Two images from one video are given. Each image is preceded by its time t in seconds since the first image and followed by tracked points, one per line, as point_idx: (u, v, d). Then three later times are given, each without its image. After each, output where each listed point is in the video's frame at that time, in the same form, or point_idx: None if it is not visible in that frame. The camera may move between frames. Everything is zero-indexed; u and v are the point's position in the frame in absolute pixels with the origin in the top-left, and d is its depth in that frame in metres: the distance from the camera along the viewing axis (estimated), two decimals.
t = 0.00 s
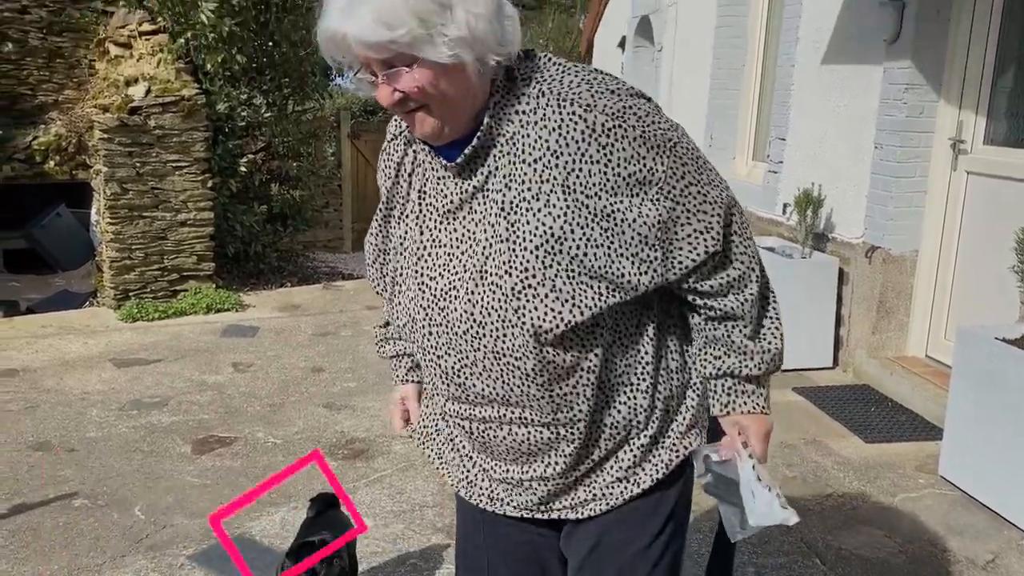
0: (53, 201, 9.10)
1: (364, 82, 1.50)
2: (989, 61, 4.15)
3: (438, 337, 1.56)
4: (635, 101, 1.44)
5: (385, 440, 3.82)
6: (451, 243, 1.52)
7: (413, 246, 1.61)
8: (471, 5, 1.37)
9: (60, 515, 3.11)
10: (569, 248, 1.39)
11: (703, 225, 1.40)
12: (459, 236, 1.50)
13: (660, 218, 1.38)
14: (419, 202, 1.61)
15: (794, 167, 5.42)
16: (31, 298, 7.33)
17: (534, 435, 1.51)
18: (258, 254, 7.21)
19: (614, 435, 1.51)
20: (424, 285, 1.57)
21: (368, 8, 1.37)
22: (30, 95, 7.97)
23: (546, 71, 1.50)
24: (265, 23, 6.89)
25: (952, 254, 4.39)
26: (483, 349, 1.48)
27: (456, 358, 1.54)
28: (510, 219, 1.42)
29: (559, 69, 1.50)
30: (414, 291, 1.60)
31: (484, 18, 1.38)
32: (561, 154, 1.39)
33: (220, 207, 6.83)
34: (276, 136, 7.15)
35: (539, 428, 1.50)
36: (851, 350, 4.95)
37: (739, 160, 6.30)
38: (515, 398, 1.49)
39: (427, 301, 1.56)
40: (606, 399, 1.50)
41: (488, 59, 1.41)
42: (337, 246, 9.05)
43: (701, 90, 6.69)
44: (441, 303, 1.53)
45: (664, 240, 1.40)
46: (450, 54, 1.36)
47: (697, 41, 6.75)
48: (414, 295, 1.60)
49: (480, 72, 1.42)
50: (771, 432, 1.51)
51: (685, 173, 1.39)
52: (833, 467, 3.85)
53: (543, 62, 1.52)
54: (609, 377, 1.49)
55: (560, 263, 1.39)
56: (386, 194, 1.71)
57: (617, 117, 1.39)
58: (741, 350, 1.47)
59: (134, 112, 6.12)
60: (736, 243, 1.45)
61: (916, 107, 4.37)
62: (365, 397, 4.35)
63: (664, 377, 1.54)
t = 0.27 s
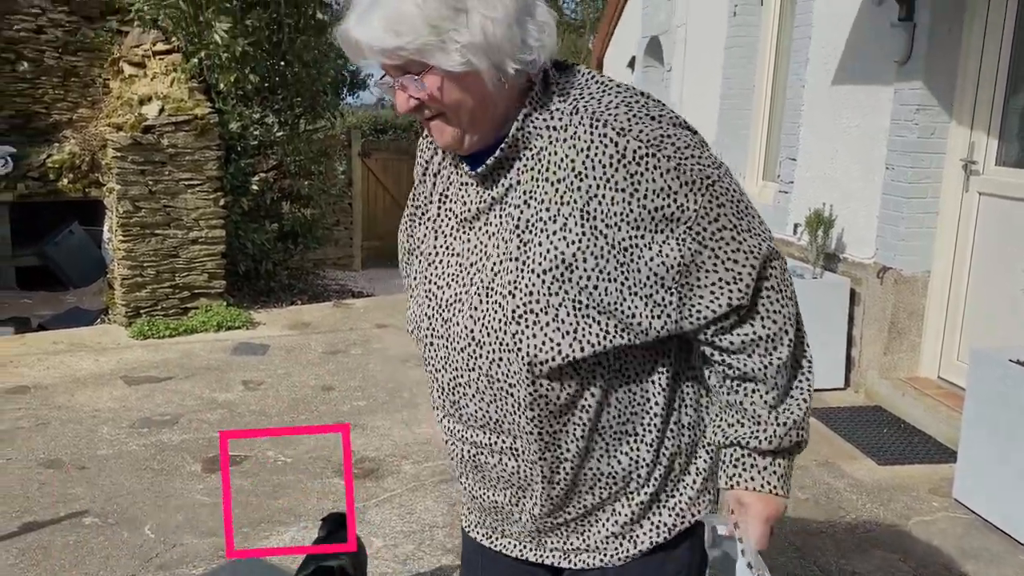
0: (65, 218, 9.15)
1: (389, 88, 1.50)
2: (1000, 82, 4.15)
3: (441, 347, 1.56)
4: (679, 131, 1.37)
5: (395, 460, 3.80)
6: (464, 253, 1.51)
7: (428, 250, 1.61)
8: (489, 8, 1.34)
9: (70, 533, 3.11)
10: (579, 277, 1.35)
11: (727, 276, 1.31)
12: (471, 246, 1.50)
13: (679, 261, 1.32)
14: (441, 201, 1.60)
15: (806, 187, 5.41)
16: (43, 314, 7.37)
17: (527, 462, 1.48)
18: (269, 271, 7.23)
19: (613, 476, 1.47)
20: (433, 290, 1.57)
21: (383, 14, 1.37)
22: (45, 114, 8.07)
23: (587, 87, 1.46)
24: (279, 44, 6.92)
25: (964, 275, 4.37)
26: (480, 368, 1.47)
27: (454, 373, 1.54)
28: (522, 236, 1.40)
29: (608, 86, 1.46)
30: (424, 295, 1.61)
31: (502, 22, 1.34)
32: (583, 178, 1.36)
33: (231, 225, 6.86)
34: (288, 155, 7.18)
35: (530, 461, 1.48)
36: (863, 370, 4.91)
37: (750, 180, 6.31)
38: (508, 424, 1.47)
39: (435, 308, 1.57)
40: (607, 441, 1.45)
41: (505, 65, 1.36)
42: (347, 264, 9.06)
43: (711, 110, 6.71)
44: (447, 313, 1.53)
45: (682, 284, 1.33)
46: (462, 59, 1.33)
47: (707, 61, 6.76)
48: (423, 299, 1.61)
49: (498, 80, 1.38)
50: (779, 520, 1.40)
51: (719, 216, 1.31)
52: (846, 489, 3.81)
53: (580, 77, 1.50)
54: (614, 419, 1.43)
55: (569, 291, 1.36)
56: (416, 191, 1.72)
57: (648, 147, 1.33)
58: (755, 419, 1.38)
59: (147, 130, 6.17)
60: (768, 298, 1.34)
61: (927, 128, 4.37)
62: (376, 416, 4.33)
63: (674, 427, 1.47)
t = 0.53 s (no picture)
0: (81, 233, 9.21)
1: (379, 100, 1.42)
2: (1016, 99, 4.13)
3: (430, 367, 1.50)
4: (665, 165, 1.18)
5: (408, 476, 3.79)
6: (451, 273, 1.43)
7: (428, 266, 1.54)
8: (464, 24, 1.22)
9: (84, 547, 3.11)
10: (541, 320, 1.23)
11: (699, 333, 1.10)
12: (456, 269, 1.42)
13: (642, 311, 1.13)
14: (439, 219, 1.53)
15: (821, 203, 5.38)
16: (58, 329, 7.40)
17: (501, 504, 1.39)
18: (282, 286, 7.26)
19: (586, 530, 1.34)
20: (426, 308, 1.51)
21: (361, 31, 1.29)
22: (63, 130, 8.16)
23: (571, 117, 1.29)
24: (294, 60, 6.96)
25: (981, 292, 4.33)
26: (456, 396, 1.40)
27: (441, 394, 1.48)
28: (495, 268, 1.30)
29: (605, 111, 1.28)
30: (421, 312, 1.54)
31: (478, 40, 1.22)
32: (554, 214, 1.22)
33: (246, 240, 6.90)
34: (302, 170, 7.22)
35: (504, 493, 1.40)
36: (879, 388, 4.87)
37: (765, 196, 6.32)
38: (481, 454, 1.39)
39: (427, 326, 1.50)
40: (575, 488, 1.32)
41: (479, 84, 1.24)
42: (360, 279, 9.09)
43: (724, 126, 6.70)
44: (434, 335, 1.47)
45: (645, 339, 1.14)
46: (433, 78, 1.23)
47: (721, 77, 6.76)
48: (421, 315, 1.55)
49: (476, 99, 1.27)
50: None
51: (695, 263, 1.10)
52: (863, 508, 3.77)
53: (572, 98, 1.33)
54: (580, 470, 1.30)
55: (531, 330, 1.24)
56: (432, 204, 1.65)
57: (619, 183, 1.16)
58: (721, 492, 1.15)
59: (163, 146, 6.21)
60: (751, 363, 1.11)
61: (943, 144, 4.34)
62: (389, 432, 4.32)
63: (655, 487, 1.29)
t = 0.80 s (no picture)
0: (101, 245, 9.27)
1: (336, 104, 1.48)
2: None
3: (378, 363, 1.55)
4: (585, 160, 1.19)
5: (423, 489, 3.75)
6: (397, 274, 1.49)
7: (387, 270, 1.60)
8: (397, 32, 1.25)
9: (104, 559, 3.11)
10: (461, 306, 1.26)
11: (599, 324, 1.12)
12: (401, 268, 1.47)
13: (546, 300, 1.16)
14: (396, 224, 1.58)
15: (838, 216, 5.35)
16: (77, 340, 7.45)
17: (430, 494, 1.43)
18: (299, 297, 7.28)
19: (509, 526, 1.36)
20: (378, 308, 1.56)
21: (304, 39, 1.33)
22: (83, 142, 8.23)
23: (504, 114, 1.30)
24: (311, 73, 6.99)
25: (1003, 305, 4.28)
26: (391, 387, 1.45)
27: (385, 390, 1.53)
28: (426, 259, 1.36)
29: (538, 111, 1.30)
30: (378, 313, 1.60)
31: (410, 47, 1.25)
32: (475, 207, 1.26)
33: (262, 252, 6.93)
34: (319, 183, 7.25)
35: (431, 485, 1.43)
36: (898, 402, 4.81)
37: (782, 208, 6.31)
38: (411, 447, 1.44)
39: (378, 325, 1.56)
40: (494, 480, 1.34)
41: (411, 88, 1.26)
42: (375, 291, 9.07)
43: (740, 138, 6.69)
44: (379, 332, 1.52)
45: (548, 327, 1.16)
46: (368, 83, 1.27)
47: (738, 89, 6.75)
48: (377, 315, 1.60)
49: (411, 104, 1.29)
50: None
51: (602, 257, 1.12)
52: (884, 523, 3.72)
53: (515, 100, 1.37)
54: (498, 460, 1.32)
55: (449, 319, 1.29)
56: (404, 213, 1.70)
57: (534, 175, 1.19)
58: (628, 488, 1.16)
59: (181, 158, 6.25)
60: (653, 357, 1.11)
61: (963, 156, 4.31)
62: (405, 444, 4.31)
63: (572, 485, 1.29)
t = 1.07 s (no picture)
0: (123, 253, 9.31)
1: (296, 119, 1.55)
2: None
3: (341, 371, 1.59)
4: (520, 166, 1.20)
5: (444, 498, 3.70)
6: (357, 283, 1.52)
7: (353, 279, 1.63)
8: (337, 49, 1.31)
9: (128, 567, 3.12)
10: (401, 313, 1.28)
11: (527, 332, 1.13)
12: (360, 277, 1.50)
13: (477, 308, 1.18)
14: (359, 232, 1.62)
15: (860, 225, 5.31)
16: (99, 348, 7.50)
17: (389, 500, 1.45)
18: (318, 306, 7.30)
19: (460, 532, 1.37)
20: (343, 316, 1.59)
21: (255, 57, 1.40)
22: (106, 151, 8.30)
23: (446, 125, 1.32)
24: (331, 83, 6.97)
25: None
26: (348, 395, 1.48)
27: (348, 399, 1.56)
28: (376, 269, 1.38)
29: (479, 118, 1.31)
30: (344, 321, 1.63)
31: (349, 64, 1.30)
32: (414, 216, 1.28)
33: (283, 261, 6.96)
34: (339, 192, 7.28)
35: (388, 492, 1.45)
36: (922, 414, 4.74)
37: (802, 218, 6.27)
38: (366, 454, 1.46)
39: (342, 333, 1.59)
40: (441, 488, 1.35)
41: (352, 102, 1.31)
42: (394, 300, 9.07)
43: (760, 146, 6.65)
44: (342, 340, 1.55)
45: (479, 334, 1.18)
46: (311, 97, 1.33)
47: (758, 98, 6.73)
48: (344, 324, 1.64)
49: (355, 119, 1.34)
50: None
51: (530, 264, 1.14)
52: (910, 537, 3.67)
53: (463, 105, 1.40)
54: (444, 467, 1.34)
55: (392, 328, 1.31)
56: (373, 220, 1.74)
57: (466, 183, 1.21)
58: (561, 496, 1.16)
59: (203, 168, 6.30)
60: (582, 363, 1.12)
61: (988, 166, 4.27)
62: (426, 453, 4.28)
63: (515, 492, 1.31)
